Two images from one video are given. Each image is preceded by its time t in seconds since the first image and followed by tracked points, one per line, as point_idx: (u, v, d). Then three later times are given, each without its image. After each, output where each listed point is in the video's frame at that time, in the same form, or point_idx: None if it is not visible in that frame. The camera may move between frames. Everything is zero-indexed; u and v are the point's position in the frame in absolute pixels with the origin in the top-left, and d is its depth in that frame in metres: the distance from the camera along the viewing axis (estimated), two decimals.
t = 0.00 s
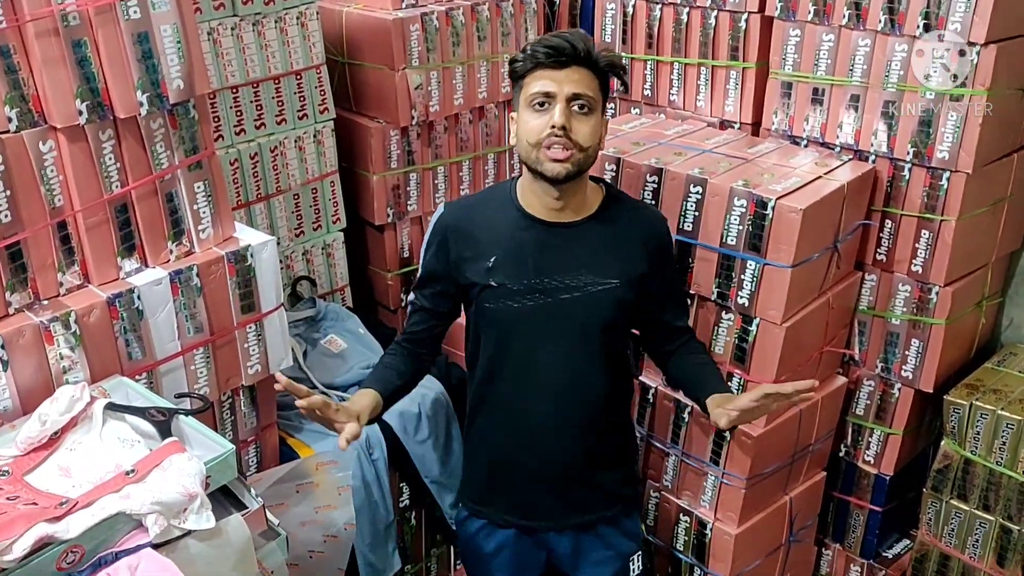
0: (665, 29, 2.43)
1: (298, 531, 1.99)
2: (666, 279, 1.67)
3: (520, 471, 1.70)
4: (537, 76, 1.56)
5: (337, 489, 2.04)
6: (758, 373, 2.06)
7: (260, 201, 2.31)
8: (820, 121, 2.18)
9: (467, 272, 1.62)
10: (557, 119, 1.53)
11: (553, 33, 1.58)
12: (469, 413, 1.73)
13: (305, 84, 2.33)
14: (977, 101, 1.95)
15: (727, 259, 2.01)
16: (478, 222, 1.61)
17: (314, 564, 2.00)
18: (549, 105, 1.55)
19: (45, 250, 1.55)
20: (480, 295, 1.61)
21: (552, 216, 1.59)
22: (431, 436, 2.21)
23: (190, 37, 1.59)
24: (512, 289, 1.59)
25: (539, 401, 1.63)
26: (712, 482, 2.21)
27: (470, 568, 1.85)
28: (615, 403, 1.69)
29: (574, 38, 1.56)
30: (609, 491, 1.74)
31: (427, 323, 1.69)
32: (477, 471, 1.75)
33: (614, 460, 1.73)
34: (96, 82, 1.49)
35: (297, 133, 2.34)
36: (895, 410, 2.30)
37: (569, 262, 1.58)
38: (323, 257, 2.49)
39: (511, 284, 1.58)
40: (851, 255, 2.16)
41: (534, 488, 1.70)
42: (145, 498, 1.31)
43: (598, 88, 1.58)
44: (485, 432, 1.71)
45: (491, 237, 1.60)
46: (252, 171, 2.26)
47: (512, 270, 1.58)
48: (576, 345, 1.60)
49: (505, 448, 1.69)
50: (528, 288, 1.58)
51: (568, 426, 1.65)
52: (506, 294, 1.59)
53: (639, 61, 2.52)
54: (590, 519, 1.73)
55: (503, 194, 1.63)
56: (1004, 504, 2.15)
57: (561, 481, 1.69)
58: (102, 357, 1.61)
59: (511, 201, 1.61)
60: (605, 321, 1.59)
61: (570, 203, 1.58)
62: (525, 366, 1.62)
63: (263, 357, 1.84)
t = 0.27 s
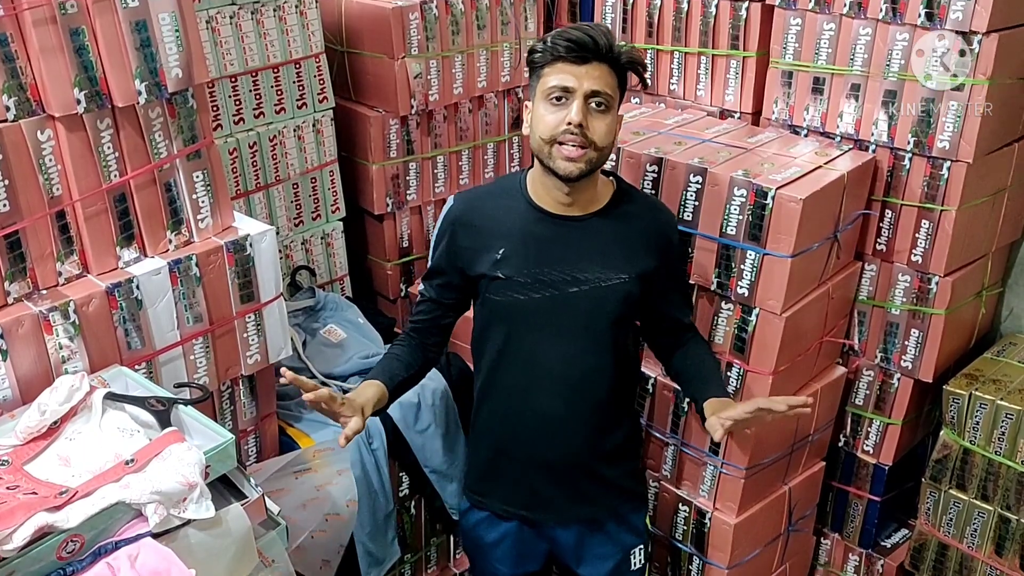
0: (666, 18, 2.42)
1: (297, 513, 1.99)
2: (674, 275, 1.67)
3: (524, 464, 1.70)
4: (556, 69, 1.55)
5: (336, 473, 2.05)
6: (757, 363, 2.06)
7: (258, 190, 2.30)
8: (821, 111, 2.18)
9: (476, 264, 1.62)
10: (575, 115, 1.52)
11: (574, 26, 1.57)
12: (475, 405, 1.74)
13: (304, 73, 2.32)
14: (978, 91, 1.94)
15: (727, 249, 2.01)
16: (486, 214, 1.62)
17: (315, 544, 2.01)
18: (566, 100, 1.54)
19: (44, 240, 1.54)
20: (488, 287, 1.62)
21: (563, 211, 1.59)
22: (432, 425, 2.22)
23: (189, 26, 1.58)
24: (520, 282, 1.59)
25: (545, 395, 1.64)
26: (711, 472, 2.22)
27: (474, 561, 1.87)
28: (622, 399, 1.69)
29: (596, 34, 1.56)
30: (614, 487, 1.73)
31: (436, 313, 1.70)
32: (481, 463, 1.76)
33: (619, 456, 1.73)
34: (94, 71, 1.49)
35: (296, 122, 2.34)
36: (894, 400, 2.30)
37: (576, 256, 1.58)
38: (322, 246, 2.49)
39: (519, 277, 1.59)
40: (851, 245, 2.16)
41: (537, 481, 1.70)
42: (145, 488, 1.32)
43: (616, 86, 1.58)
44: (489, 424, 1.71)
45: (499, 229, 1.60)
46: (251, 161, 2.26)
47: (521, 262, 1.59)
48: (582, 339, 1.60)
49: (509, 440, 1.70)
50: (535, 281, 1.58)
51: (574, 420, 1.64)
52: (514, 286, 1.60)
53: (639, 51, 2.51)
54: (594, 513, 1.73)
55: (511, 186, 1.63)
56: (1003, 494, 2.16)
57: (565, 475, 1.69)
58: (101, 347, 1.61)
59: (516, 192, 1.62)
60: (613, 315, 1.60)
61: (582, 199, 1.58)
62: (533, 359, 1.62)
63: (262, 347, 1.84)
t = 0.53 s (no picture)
0: (666, 12, 2.41)
1: (294, 506, 2.02)
2: (679, 277, 1.65)
3: (527, 463, 1.69)
4: (565, 67, 1.55)
5: (337, 468, 2.05)
6: (757, 358, 2.06)
7: (258, 185, 2.30)
8: (821, 105, 2.17)
9: (481, 260, 1.62)
10: (581, 116, 1.52)
11: (587, 25, 1.56)
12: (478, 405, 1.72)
13: (304, 67, 2.32)
14: (978, 85, 1.94)
15: (726, 244, 2.01)
16: (492, 209, 1.60)
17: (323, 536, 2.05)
18: (574, 100, 1.54)
19: (43, 234, 1.54)
20: (492, 284, 1.60)
21: (566, 209, 1.58)
22: (431, 420, 2.21)
23: (188, 19, 1.58)
24: (524, 280, 1.57)
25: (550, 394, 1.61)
26: (710, 466, 2.22)
27: (476, 557, 1.84)
28: (625, 400, 1.67)
29: (608, 35, 1.55)
30: (618, 490, 1.71)
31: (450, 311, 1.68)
32: (483, 461, 1.74)
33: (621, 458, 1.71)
34: (93, 65, 1.48)
35: (295, 116, 2.33)
36: (893, 395, 2.30)
37: (580, 254, 1.57)
38: (321, 241, 2.49)
39: (522, 275, 1.57)
40: (851, 240, 2.16)
41: (540, 480, 1.69)
42: (145, 482, 1.32)
43: (625, 89, 1.57)
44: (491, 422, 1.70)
45: (504, 225, 1.59)
46: (251, 155, 2.25)
47: (525, 260, 1.57)
48: (586, 337, 1.58)
49: (512, 439, 1.68)
50: (539, 278, 1.57)
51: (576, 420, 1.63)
52: (517, 284, 1.58)
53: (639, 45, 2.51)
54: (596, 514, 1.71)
55: (518, 180, 1.62)
56: (1002, 488, 2.16)
57: (567, 475, 1.67)
58: (100, 341, 1.61)
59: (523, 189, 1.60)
60: (618, 315, 1.58)
61: (586, 199, 1.57)
62: (536, 359, 1.60)
63: (261, 341, 1.84)
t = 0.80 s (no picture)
0: (666, 11, 2.42)
1: (296, 504, 2.04)
2: (687, 282, 1.63)
3: (528, 461, 1.68)
4: (586, 66, 1.52)
5: (336, 467, 2.05)
6: (756, 356, 2.06)
7: (257, 183, 2.30)
8: (820, 105, 2.17)
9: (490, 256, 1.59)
10: (597, 115, 1.49)
11: (612, 26, 1.54)
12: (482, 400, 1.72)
13: (303, 66, 2.32)
14: (978, 85, 1.94)
15: (726, 243, 2.01)
16: (504, 206, 1.59)
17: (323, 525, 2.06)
18: (592, 99, 1.51)
19: (43, 232, 1.54)
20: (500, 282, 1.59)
21: (577, 209, 1.56)
22: (430, 419, 2.22)
23: (187, 17, 1.58)
24: (531, 279, 1.56)
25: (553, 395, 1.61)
26: (709, 465, 2.22)
27: (477, 555, 1.83)
28: (628, 403, 1.66)
29: (632, 37, 1.52)
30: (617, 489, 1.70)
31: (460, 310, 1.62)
32: (485, 456, 1.74)
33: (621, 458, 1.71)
34: (92, 63, 1.48)
35: (295, 114, 2.33)
36: (892, 394, 2.31)
37: (588, 255, 1.56)
38: (321, 239, 2.49)
39: (530, 274, 1.56)
40: (850, 240, 2.16)
41: (541, 478, 1.68)
42: (144, 480, 1.32)
43: (646, 93, 1.54)
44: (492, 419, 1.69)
45: (514, 221, 1.58)
46: (250, 153, 2.25)
47: (533, 258, 1.56)
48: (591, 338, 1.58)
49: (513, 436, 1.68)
50: (546, 277, 1.56)
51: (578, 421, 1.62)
52: (524, 283, 1.57)
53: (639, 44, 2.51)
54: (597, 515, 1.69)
55: (529, 178, 1.61)
56: (1000, 487, 2.16)
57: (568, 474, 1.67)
58: (100, 339, 1.61)
59: (535, 187, 1.59)
60: (623, 317, 1.58)
61: (597, 199, 1.55)
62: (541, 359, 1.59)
63: (261, 339, 1.84)
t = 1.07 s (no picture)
0: (665, 11, 2.42)
1: (297, 510, 2.02)
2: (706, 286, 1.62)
3: (539, 462, 1.66)
4: (607, 67, 1.53)
5: (336, 469, 2.03)
6: (756, 356, 2.06)
7: (257, 182, 2.30)
8: (820, 104, 2.17)
9: (508, 255, 1.58)
10: (620, 115, 1.50)
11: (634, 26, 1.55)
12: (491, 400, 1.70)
13: (303, 65, 2.32)
14: (978, 84, 1.94)
15: (726, 242, 2.01)
16: (525, 205, 1.58)
17: (314, 545, 2.03)
18: (614, 100, 1.52)
19: (42, 230, 1.54)
20: (518, 281, 1.58)
21: (597, 210, 1.56)
22: (429, 418, 2.22)
23: (187, 16, 1.58)
24: (550, 280, 1.56)
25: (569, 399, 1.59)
26: (708, 465, 2.22)
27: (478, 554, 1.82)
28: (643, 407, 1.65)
29: (654, 37, 1.53)
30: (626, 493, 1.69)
31: (477, 311, 1.58)
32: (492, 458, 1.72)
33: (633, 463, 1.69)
34: (92, 61, 1.48)
35: (294, 113, 2.33)
36: (892, 394, 2.31)
37: (606, 257, 1.55)
38: (320, 238, 2.49)
39: (549, 274, 1.56)
40: (849, 240, 2.16)
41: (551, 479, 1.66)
42: (144, 479, 1.32)
43: (666, 93, 1.55)
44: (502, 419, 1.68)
45: (533, 221, 1.57)
46: (250, 152, 2.25)
47: (553, 259, 1.56)
48: (607, 339, 1.57)
49: (525, 438, 1.66)
50: (564, 278, 1.55)
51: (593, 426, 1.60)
52: (543, 284, 1.56)
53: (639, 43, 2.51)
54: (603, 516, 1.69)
55: (547, 178, 1.60)
56: (1000, 487, 2.16)
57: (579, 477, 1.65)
58: (99, 338, 1.61)
59: (555, 187, 1.58)
60: (639, 320, 1.57)
61: (618, 200, 1.55)
62: (557, 363, 1.58)
63: (260, 338, 1.84)
